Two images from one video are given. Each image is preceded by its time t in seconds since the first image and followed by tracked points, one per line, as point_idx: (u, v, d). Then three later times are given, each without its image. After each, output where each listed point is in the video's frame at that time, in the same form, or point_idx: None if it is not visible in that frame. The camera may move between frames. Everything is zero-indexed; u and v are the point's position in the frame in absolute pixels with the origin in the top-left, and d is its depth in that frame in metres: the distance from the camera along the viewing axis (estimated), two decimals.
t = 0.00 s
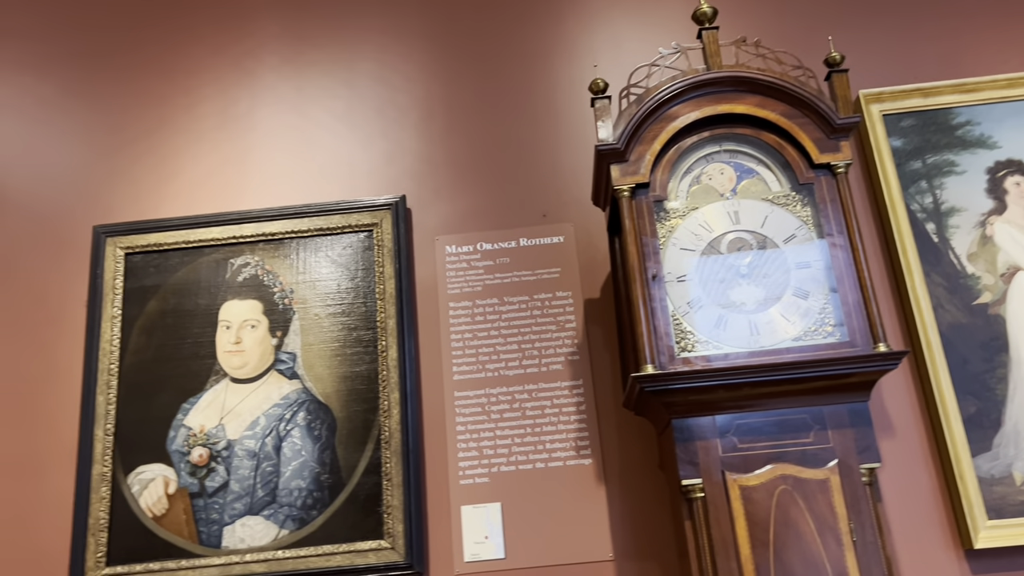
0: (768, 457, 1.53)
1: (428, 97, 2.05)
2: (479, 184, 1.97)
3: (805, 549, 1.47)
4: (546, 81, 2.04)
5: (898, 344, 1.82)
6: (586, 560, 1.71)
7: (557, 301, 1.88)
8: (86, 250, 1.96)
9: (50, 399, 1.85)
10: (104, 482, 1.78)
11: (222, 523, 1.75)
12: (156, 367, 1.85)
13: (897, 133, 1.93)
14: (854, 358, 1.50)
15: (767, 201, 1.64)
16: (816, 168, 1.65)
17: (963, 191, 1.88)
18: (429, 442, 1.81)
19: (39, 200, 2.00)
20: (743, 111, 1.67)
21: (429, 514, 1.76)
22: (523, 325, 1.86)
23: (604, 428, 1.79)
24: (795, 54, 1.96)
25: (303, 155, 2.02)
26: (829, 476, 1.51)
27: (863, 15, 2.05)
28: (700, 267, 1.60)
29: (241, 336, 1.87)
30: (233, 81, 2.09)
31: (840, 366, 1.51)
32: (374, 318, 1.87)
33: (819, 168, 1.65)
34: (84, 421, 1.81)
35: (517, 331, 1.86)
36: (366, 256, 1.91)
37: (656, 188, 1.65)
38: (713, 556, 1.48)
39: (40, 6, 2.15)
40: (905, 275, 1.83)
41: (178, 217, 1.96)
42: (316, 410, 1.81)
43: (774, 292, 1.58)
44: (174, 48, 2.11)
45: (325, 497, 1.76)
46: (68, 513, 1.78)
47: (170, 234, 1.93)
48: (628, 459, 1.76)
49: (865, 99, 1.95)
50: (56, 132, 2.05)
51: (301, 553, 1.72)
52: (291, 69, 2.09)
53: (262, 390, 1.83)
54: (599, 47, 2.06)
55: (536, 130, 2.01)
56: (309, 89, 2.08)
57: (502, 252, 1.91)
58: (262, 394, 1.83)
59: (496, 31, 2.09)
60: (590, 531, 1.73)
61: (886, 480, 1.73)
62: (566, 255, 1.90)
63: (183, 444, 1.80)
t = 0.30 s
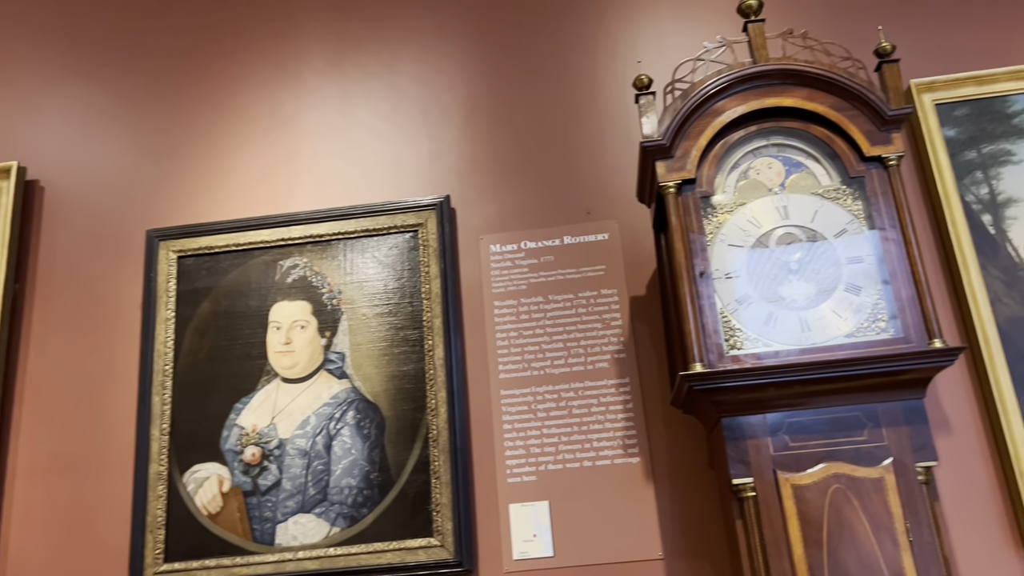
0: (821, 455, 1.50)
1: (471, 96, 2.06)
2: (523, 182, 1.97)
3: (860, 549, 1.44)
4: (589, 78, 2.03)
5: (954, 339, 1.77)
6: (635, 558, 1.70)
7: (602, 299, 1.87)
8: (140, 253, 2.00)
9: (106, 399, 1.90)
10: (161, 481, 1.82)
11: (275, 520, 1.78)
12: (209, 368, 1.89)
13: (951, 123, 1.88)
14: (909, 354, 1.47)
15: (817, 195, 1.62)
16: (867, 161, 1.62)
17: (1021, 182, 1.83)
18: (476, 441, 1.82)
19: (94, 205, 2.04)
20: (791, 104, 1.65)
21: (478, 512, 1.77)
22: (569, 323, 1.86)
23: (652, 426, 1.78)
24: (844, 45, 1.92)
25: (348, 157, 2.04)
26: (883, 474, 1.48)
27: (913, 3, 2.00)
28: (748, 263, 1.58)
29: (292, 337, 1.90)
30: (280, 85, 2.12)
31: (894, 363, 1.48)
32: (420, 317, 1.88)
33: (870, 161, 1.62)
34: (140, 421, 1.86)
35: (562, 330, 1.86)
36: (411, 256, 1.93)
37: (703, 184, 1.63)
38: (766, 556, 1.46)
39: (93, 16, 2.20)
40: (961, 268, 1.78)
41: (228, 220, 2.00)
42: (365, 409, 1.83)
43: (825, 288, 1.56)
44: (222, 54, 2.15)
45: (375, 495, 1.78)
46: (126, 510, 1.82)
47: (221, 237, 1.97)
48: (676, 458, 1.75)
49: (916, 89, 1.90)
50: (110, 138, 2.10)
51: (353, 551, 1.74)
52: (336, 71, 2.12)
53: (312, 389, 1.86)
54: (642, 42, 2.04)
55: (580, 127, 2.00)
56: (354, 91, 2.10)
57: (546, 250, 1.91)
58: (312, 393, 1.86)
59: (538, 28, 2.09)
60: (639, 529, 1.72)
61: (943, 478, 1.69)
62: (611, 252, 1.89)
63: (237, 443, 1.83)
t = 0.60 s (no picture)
0: (877, 448, 1.48)
1: (516, 90, 2.06)
2: (569, 176, 1.97)
3: (918, 542, 1.42)
4: (634, 70, 2.02)
5: (1014, 328, 1.73)
6: (686, 552, 1.70)
7: (650, 292, 1.86)
8: (194, 251, 2.04)
9: (164, 395, 1.94)
10: (218, 474, 1.85)
11: (329, 513, 1.81)
12: (263, 363, 1.93)
13: (1008, 107, 1.84)
14: (968, 345, 1.44)
15: (871, 184, 1.59)
16: (923, 148, 1.59)
17: None
18: (526, 434, 1.82)
19: (150, 205, 2.09)
20: (843, 92, 1.62)
21: (528, 505, 1.78)
22: (616, 316, 1.86)
23: (703, 419, 1.77)
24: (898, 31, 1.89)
25: (395, 154, 2.06)
26: (942, 467, 1.45)
27: None
28: (801, 254, 1.56)
29: (343, 332, 1.92)
30: (327, 84, 2.15)
31: (953, 354, 1.45)
32: (469, 312, 1.89)
33: (925, 148, 1.59)
34: (197, 415, 1.90)
35: (610, 323, 1.86)
36: (458, 251, 1.94)
37: (753, 174, 1.61)
38: (821, 550, 1.44)
39: (146, 20, 2.25)
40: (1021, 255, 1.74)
41: (279, 218, 2.03)
42: (415, 403, 1.85)
43: (880, 278, 1.53)
44: (271, 55, 2.18)
45: (426, 488, 1.80)
46: (186, 503, 1.86)
47: (272, 235, 2.01)
48: (728, 451, 1.74)
49: (972, 73, 1.86)
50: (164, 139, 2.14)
51: (406, 543, 1.76)
52: (382, 69, 2.14)
53: (363, 384, 1.88)
54: (688, 32, 2.03)
55: (626, 119, 1.99)
56: (400, 88, 2.11)
57: (593, 244, 1.91)
58: (363, 387, 1.88)
59: (583, 21, 2.08)
60: (691, 522, 1.71)
61: (1004, 471, 1.65)
62: (658, 245, 1.89)
63: (291, 436, 1.87)
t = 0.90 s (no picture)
0: (942, 438, 1.45)
1: (566, 80, 2.06)
2: (620, 165, 1.96)
3: (986, 534, 1.39)
4: (685, 57, 2.01)
5: None
6: (744, 543, 1.68)
7: (704, 281, 1.84)
8: (250, 246, 2.08)
9: (225, 387, 1.99)
10: (278, 464, 1.89)
11: (386, 502, 1.83)
12: (320, 355, 1.96)
13: None
14: None
15: (933, 168, 1.55)
16: (987, 131, 1.55)
17: None
18: (580, 425, 1.82)
19: (207, 202, 2.14)
20: (904, 74, 1.59)
21: (583, 496, 1.78)
22: (670, 306, 1.85)
23: (759, 410, 1.75)
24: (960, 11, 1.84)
25: (446, 146, 2.07)
26: (1011, 457, 1.42)
27: None
28: (861, 241, 1.54)
29: (397, 325, 1.94)
30: (378, 78, 2.17)
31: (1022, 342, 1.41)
32: (521, 304, 1.90)
33: (990, 131, 1.54)
34: (257, 407, 1.94)
35: (664, 313, 1.85)
36: (510, 243, 1.94)
37: (811, 160, 1.59)
38: (886, 541, 1.42)
39: (201, 20, 2.30)
40: None
41: (333, 212, 2.06)
42: (469, 394, 1.87)
43: (944, 264, 1.50)
44: (323, 51, 2.21)
45: (481, 478, 1.81)
46: (246, 492, 1.90)
47: (327, 229, 2.03)
48: (785, 442, 1.72)
49: None
50: (219, 137, 2.18)
51: (462, 532, 1.78)
52: (432, 63, 2.15)
53: (417, 375, 1.90)
54: (740, 18, 2.00)
55: (677, 107, 1.98)
56: (450, 81, 2.12)
57: (646, 233, 1.90)
58: (418, 378, 1.90)
59: (633, 10, 2.07)
60: (749, 513, 1.70)
61: None
62: (712, 234, 1.87)
63: (348, 427, 1.89)
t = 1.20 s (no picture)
0: (1007, 426, 1.41)
1: (614, 68, 2.04)
2: (670, 152, 1.95)
3: None
4: (736, 41, 1.98)
5: None
6: (801, 532, 1.66)
7: (757, 268, 1.82)
8: (302, 239, 2.11)
9: (280, 377, 2.02)
10: (333, 452, 1.92)
11: (439, 490, 1.84)
12: (372, 346, 1.98)
13: None
14: None
15: (996, 149, 1.51)
16: None
17: None
18: (631, 414, 1.81)
19: (260, 195, 2.17)
20: (965, 53, 1.54)
21: (636, 485, 1.77)
22: (722, 294, 1.83)
23: (815, 398, 1.72)
24: None
25: (493, 136, 2.07)
26: None
27: None
28: (921, 224, 1.50)
29: (447, 315, 1.95)
30: (425, 70, 2.17)
31: None
32: (570, 292, 1.89)
33: None
34: (311, 397, 1.97)
35: (716, 301, 1.83)
36: (558, 232, 1.94)
37: (868, 143, 1.56)
38: (949, 531, 1.39)
39: (250, 16, 2.33)
40: None
41: (383, 204, 2.07)
42: (520, 383, 1.87)
43: (1008, 247, 1.46)
44: (371, 44, 2.23)
45: (533, 467, 1.81)
46: (303, 480, 1.93)
47: (377, 221, 2.05)
48: (842, 430, 1.69)
49: None
50: (270, 131, 2.21)
51: (515, 520, 1.78)
52: (479, 53, 2.15)
53: (468, 364, 1.91)
54: None
55: (728, 92, 1.95)
56: (497, 71, 2.12)
57: (697, 220, 1.88)
58: (469, 367, 1.91)
59: None
60: (806, 502, 1.67)
61: None
62: (765, 220, 1.84)
63: (400, 416, 1.91)
